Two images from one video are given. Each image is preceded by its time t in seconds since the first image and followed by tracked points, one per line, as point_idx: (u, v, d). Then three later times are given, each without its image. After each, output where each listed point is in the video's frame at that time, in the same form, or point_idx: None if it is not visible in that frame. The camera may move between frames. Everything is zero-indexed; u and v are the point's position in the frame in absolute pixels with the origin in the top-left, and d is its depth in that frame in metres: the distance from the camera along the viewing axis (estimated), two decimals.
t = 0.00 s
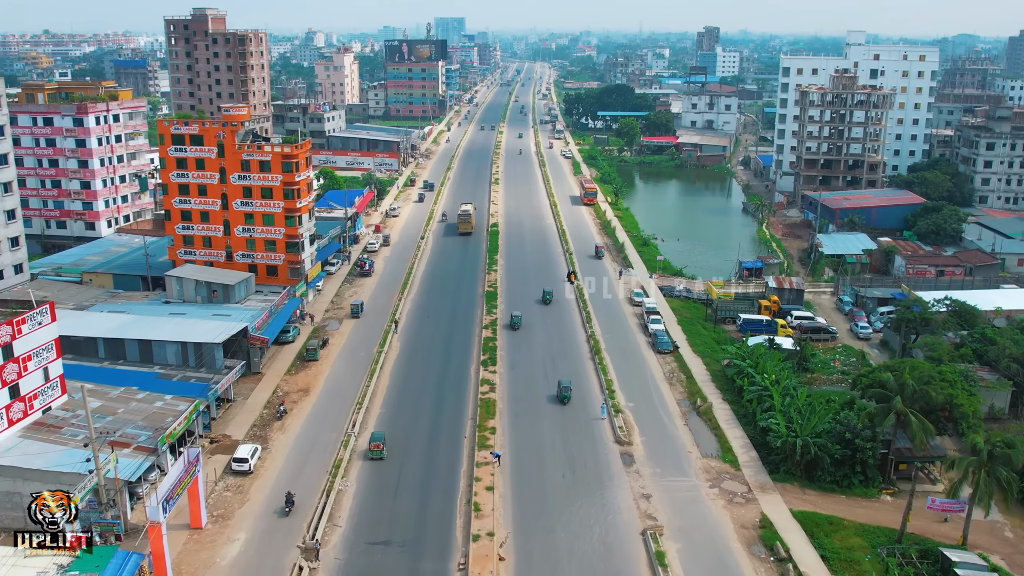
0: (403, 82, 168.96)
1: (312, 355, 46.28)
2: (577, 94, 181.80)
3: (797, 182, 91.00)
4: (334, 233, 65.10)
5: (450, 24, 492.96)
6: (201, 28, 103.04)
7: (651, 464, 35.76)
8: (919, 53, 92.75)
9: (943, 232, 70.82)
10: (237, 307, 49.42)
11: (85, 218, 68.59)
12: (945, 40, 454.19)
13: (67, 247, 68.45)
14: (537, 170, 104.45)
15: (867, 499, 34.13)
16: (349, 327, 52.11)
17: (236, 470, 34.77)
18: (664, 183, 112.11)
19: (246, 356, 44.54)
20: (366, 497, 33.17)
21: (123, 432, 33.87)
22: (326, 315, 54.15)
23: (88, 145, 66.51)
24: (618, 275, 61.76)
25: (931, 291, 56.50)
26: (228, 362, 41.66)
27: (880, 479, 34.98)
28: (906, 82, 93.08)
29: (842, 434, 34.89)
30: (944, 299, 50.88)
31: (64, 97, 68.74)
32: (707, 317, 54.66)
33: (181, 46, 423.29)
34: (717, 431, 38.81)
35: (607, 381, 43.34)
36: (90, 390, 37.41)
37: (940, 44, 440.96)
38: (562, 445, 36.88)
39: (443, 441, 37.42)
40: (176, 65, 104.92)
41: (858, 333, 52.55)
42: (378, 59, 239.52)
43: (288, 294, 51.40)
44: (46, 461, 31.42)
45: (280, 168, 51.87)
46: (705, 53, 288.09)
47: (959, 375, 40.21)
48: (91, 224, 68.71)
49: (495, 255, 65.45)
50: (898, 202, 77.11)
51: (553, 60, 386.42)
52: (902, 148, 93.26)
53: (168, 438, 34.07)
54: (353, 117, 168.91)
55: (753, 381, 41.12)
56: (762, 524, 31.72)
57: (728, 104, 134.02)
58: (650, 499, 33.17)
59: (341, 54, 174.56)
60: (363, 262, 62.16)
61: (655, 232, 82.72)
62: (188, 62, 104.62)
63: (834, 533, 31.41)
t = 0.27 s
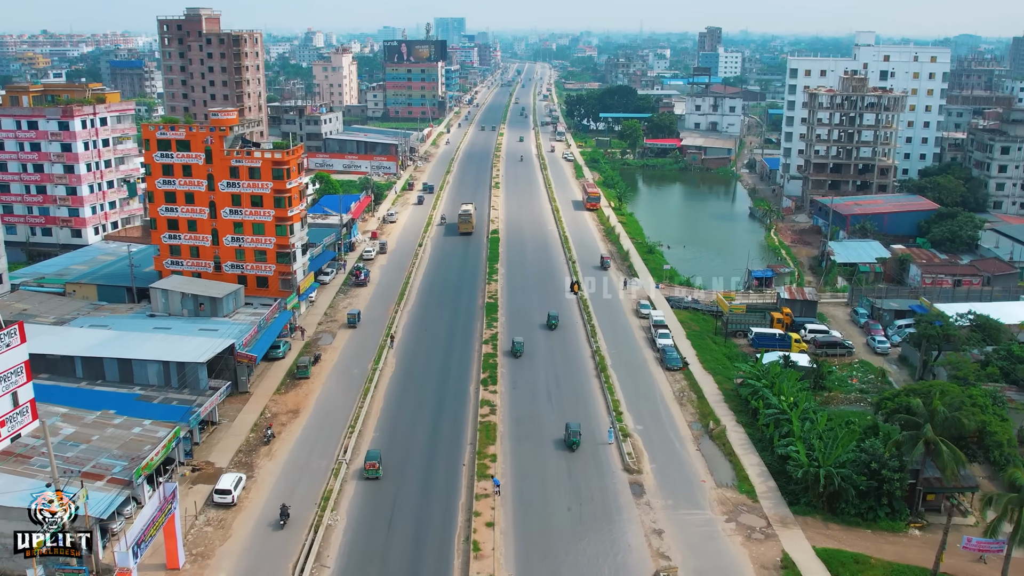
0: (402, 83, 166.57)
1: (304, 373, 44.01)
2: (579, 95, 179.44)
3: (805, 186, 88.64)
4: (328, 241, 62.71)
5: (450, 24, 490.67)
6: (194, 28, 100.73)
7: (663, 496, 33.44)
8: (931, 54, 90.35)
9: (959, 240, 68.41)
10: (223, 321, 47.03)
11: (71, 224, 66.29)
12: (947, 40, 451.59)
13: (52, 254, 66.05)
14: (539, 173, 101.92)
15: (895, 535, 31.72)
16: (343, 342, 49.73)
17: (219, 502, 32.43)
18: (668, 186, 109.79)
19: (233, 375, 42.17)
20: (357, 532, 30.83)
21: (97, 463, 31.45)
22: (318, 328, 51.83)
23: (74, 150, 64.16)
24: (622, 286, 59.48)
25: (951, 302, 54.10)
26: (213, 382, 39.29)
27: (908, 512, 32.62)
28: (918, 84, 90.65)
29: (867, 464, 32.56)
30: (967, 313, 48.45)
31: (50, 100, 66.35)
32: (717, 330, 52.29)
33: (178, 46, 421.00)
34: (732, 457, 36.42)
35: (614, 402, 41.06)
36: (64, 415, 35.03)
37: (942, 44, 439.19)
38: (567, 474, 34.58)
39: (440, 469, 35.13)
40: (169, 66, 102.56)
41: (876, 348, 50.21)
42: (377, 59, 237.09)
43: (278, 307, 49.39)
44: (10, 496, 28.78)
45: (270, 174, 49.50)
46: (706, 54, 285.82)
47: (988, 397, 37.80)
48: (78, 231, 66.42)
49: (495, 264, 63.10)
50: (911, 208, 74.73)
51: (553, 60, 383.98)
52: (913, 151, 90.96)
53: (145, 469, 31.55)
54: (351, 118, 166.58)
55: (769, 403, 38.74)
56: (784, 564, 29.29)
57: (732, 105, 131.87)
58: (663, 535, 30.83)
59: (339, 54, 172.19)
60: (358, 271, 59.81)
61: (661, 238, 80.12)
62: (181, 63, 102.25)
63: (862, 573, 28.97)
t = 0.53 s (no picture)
0: (401, 84, 164.34)
1: (293, 393, 41.72)
2: (580, 96, 177.24)
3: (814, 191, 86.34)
4: (322, 249, 60.40)
5: (450, 24, 488.78)
6: (188, 28, 98.50)
7: (676, 531, 31.09)
8: (943, 55, 87.95)
9: (975, 248, 66.04)
10: (209, 337, 44.70)
11: (56, 232, 63.99)
12: (951, 40, 449.14)
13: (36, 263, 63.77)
14: (540, 177, 99.51)
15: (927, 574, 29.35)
16: (336, 358, 47.37)
17: (198, 538, 30.05)
18: (672, 190, 107.51)
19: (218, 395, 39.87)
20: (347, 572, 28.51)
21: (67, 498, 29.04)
22: (311, 342, 49.53)
23: (58, 154, 61.85)
24: (628, 296, 57.15)
25: (972, 315, 51.78)
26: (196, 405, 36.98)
27: (940, 550, 30.28)
28: (929, 85, 88.26)
29: (896, 498, 30.29)
30: (992, 329, 46.06)
31: (34, 103, 64.04)
32: (728, 344, 49.98)
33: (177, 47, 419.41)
34: (748, 487, 34.09)
35: (622, 425, 38.72)
36: (34, 443, 32.66)
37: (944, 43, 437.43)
38: (573, 506, 32.28)
39: (437, 501, 32.81)
40: (162, 67, 100.27)
41: (894, 363, 47.88)
42: (376, 59, 234.94)
43: (267, 321, 47.20)
44: None
45: (259, 182, 47.17)
46: (709, 54, 283.57)
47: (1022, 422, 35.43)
48: (63, 239, 64.13)
49: (496, 273, 60.74)
50: (925, 214, 72.39)
51: (554, 61, 381.84)
52: (924, 155, 88.69)
53: (119, 504, 29.09)
54: (349, 120, 164.30)
55: (788, 428, 36.39)
56: None
57: (736, 107, 129.60)
58: None
59: (337, 55, 169.99)
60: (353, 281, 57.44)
61: (666, 245, 77.59)
62: (174, 63, 99.98)
63: None
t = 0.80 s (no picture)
0: (399, 85, 161.67)
1: (280, 417, 39.15)
2: (582, 96, 174.59)
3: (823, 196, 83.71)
4: (314, 259, 57.77)
5: (450, 24, 486.47)
6: (179, 28, 95.90)
7: None
8: (956, 56, 85.22)
9: (995, 257, 63.32)
10: (192, 356, 42.06)
11: (37, 240, 61.39)
12: (954, 40, 446.46)
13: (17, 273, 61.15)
14: (541, 181, 96.80)
15: None
16: (327, 377, 44.72)
17: None
18: (676, 193, 104.95)
19: (199, 421, 37.24)
20: None
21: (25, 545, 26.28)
22: (301, 359, 46.89)
23: (39, 160, 59.21)
24: (634, 308, 54.53)
25: (997, 330, 49.16)
26: (174, 435, 34.39)
27: None
28: (942, 87, 85.53)
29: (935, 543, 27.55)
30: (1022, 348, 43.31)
31: (15, 106, 61.43)
32: (741, 362, 47.38)
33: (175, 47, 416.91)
34: (771, 525, 31.44)
35: (631, 453, 36.18)
36: None
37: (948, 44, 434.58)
38: (580, 545, 29.80)
39: (433, 539, 30.26)
40: (154, 68, 97.64)
41: (918, 384, 45.34)
42: (374, 60, 232.51)
43: (254, 338, 44.60)
44: None
45: (246, 191, 44.53)
46: (711, 54, 281.11)
47: None
48: (45, 248, 61.52)
49: (496, 284, 58.14)
50: (941, 221, 69.73)
51: (554, 61, 379.29)
52: (937, 158, 86.20)
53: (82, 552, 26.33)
54: (347, 121, 161.69)
55: (811, 460, 33.79)
56: None
57: (742, 108, 126.93)
58: None
59: (334, 55, 167.41)
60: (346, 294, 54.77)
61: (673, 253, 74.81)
62: (166, 64, 97.38)
63: None
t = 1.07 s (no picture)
0: (398, 86, 159.26)
1: (267, 443, 36.80)
2: (583, 98, 172.33)
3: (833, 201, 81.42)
4: (306, 270, 55.35)
5: (450, 24, 484.29)
6: (172, 29, 93.59)
7: None
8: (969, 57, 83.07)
9: (1014, 266, 60.75)
10: (174, 377, 39.64)
11: (20, 249, 59.04)
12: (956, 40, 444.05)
13: None
14: (543, 185, 94.37)
15: None
16: (318, 396, 42.34)
17: None
18: (680, 197, 102.68)
19: (180, 447, 34.92)
20: None
21: None
22: (290, 377, 44.47)
23: (21, 166, 56.85)
24: (640, 321, 52.14)
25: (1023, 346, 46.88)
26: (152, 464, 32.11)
27: None
28: (955, 89, 83.31)
29: None
30: None
31: None
32: (754, 380, 45.08)
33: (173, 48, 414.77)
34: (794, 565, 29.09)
35: (641, 483, 33.82)
36: None
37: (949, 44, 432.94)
38: None
39: None
40: (145, 69, 95.31)
41: (941, 404, 43.01)
42: (372, 60, 230.11)
43: (241, 356, 42.18)
44: None
45: (232, 201, 42.21)
46: (712, 54, 279.02)
47: None
48: (28, 256, 59.17)
49: (496, 296, 55.75)
50: (957, 228, 67.35)
51: (554, 61, 377.01)
52: (948, 162, 84.01)
53: None
54: (345, 123, 159.34)
55: (835, 493, 31.43)
56: None
57: (746, 110, 124.65)
58: None
59: (332, 56, 165.08)
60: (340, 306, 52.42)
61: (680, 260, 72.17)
62: (158, 66, 95.04)
63: None
